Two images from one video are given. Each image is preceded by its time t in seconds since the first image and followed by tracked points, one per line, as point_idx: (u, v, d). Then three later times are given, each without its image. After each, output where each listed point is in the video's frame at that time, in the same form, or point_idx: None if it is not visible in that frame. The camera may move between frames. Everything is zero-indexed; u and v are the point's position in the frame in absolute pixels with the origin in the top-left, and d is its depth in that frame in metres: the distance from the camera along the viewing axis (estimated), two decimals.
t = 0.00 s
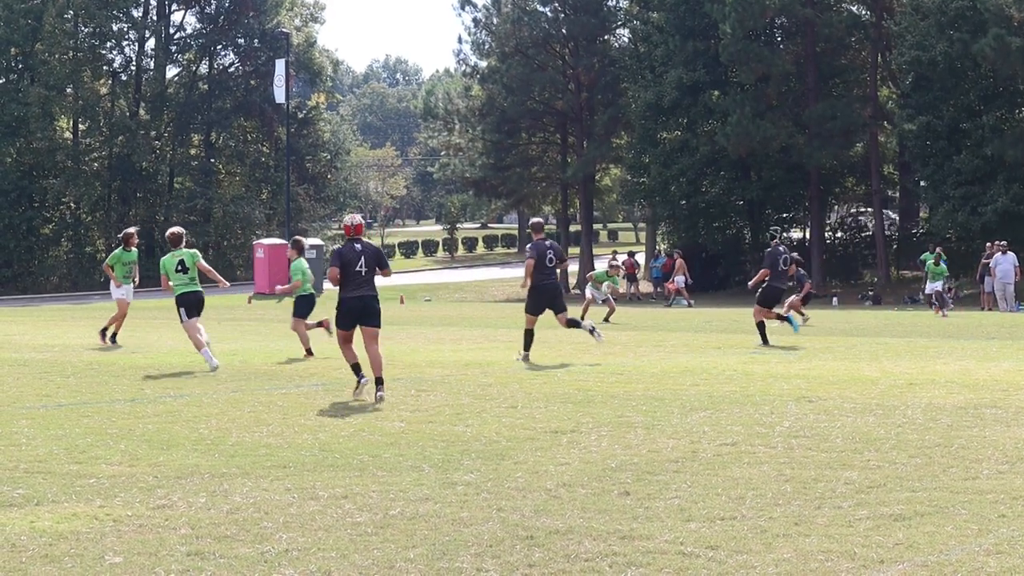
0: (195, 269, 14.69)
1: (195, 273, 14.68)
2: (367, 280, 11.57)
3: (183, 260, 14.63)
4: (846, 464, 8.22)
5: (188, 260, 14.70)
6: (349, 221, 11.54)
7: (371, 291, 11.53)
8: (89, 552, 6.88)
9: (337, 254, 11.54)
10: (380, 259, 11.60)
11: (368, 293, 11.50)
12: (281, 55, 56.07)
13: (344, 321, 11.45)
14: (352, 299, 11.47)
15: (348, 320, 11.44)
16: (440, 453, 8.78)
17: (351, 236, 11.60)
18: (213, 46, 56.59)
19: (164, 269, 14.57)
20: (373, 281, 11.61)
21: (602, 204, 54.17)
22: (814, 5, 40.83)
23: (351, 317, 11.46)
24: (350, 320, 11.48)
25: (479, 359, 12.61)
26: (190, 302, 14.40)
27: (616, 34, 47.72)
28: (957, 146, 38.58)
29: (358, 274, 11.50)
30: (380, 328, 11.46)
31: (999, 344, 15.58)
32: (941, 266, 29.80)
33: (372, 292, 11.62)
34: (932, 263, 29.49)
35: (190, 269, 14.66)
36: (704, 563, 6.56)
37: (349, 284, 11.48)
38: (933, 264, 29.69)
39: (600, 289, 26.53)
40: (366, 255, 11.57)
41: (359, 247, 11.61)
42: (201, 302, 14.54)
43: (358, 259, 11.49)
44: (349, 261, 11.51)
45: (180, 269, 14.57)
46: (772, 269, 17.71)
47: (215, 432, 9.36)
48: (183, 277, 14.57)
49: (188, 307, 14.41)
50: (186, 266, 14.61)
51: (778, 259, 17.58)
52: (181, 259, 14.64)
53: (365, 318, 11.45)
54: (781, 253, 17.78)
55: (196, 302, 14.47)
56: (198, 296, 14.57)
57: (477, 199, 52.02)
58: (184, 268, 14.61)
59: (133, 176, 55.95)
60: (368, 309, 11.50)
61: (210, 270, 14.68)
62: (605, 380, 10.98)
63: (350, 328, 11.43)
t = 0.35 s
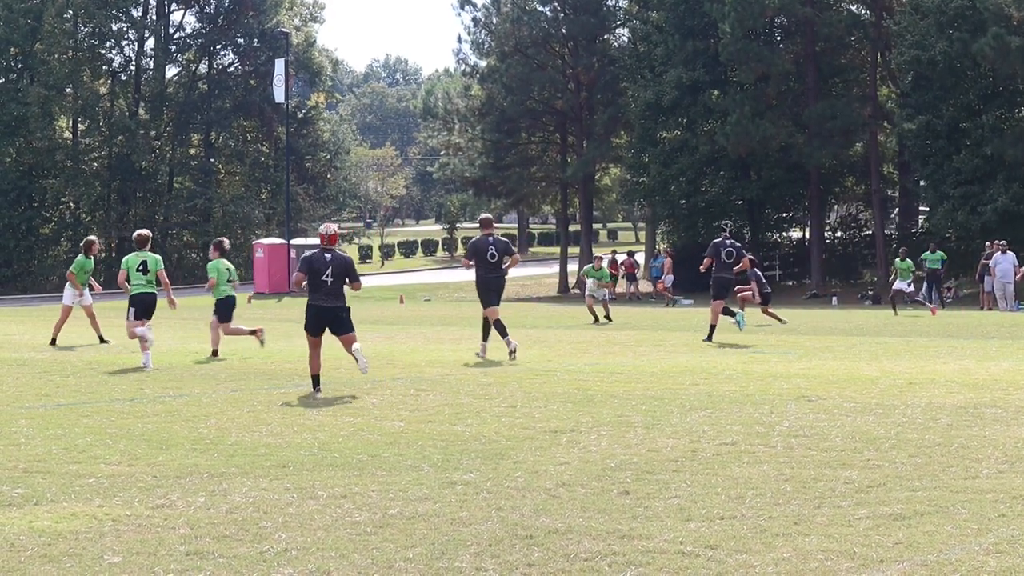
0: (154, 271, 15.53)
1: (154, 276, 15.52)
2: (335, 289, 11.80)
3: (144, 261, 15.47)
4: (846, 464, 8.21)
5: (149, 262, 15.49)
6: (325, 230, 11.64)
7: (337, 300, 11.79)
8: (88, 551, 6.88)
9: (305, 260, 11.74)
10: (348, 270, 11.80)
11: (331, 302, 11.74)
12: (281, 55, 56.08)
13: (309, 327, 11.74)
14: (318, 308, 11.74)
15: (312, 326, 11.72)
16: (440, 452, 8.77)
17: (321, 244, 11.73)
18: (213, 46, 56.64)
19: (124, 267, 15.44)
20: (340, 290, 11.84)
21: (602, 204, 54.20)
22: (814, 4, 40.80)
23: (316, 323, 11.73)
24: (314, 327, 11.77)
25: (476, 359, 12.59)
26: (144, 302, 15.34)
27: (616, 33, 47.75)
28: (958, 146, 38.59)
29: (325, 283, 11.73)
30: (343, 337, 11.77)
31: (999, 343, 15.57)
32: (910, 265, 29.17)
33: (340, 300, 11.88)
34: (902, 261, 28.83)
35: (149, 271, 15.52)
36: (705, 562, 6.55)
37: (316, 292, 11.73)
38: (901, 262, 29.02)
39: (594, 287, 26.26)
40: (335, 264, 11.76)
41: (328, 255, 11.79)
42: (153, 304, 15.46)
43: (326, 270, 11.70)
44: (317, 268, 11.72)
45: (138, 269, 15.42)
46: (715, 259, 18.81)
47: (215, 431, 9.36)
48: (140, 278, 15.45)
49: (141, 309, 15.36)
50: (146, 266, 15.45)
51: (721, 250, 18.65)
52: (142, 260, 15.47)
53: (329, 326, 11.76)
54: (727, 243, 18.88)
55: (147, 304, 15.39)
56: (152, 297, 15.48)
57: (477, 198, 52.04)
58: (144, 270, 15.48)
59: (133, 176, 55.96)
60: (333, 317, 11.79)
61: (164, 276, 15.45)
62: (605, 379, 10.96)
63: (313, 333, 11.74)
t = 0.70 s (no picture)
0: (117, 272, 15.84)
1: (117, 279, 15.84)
2: (314, 277, 11.73)
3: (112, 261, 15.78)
4: (846, 463, 8.21)
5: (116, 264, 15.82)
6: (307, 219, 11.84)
7: (312, 287, 11.69)
8: (89, 550, 6.88)
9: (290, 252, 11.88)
10: (325, 257, 11.70)
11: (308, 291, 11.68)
12: (280, 54, 56.05)
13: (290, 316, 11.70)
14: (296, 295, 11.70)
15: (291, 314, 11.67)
16: (440, 452, 8.77)
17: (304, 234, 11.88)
18: (211, 45, 56.64)
19: (90, 261, 15.71)
20: (320, 278, 11.75)
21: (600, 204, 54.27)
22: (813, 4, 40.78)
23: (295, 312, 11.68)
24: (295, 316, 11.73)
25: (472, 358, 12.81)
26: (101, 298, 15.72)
27: (615, 33, 47.84)
28: (957, 145, 38.68)
29: (305, 272, 11.74)
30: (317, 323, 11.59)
31: (998, 341, 15.58)
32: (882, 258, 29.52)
33: (322, 290, 11.75)
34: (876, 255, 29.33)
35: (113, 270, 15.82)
36: (706, 561, 6.55)
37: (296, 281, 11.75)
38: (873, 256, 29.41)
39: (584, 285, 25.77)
40: (315, 253, 11.75)
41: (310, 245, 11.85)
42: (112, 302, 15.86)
43: (301, 256, 11.71)
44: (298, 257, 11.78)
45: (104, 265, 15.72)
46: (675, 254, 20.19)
47: (214, 431, 9.35)
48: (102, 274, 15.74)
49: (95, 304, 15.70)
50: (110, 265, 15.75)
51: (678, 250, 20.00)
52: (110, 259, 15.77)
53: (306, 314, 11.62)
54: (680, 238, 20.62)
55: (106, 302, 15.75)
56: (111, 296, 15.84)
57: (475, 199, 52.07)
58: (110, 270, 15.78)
59: (132, 176, 55.88)
60: (309, 305, 11.65)
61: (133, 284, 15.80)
62: (604, 379, 10.94)
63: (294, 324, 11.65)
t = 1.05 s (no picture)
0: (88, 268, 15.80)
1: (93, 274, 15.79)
2: (305, 281, 12.71)
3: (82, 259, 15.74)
4: (848, 461, 8.21)
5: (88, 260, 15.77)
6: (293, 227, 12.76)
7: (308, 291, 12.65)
8: (92, 548, 6.97)
9: (277, 257, 12.66)
10: (317, 264, 12.75)
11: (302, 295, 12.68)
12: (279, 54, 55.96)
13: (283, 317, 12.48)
14: (291, 298, 12.57)
15: (286, 315, 12.51)
16: (443, 449, 8.77)
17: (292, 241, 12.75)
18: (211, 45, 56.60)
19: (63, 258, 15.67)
20: (309, 282, 12.77)
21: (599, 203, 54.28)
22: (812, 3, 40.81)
23: (288, 314, 12.55)
24: (285, 318, 12.57)
25: (480, 356, 12.75)
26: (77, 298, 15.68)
27: (614, 32, 47.82)
28: (956, 144, 38.79)
29: (296, 275, 12.62)
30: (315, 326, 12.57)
31: (999, 339, 15.62)
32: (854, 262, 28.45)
33: (310, 293, 12.77)
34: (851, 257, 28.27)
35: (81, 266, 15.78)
36: (710, 558, 6.55)
37: (289, 284, 12.58)
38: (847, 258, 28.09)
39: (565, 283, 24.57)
40: (305, 259, 12.72)
41: (297, 251, 12.74)
42: (94, 298, 15.84)
43: (296, 263, 12.62)
44: (288, 262, 12.62)
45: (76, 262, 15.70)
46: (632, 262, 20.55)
47: (215, 429, 9.36)
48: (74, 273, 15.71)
49: (72, 302, 15.69)
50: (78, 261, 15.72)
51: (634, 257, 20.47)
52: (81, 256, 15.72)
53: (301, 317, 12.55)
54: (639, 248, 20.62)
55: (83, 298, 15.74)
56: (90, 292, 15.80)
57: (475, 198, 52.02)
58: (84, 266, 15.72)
59: (132, 176, 55.82)
60: (305, 307, 12.65)
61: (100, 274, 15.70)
62: (606, 377, 10.93)
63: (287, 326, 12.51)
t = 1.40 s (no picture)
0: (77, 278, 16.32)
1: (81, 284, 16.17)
2: (283, 277, 12.98)
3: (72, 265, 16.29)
4: (853, 459, 8.21)
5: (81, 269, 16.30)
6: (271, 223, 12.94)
7: (287, 288, 12.95)
8: (96, 544, 7.14)
9: (255, 252, 12.85)
10: (295, 260, 13.03)
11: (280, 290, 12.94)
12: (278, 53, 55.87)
13: (264, 312, 12.77)
14: (271, 293, 12.83)
15: (266, 311, 12.79)
16: (445, 448, 8.80)
17: (269, 237, 12.96)
18: (211, 44, 56.61)
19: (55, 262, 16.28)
20: (287, 278, 13.04)
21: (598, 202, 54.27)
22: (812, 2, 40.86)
23: (267, 308, 12.84)
24: (264, 312, 12.85)
25: (488, 354, 12.73)
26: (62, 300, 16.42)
27: (614, 32, 47.78)
28: (957, 144, 38.84)
29: (275, 271, 12.87)
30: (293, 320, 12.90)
31: (1001, 338, 15.66)
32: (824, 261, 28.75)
33: (287, 287, 13.04)
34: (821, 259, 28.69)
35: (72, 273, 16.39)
36: (716, 556, 6.54)
37: (267, 281, 12.84)
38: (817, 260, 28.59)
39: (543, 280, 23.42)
40: (283, 255, 12.97)
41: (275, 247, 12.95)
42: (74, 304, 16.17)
43: (276, 260, 12.87)
44: (267, 259, 12.85)
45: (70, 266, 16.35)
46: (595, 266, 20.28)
47: (217, 429, 9.40)
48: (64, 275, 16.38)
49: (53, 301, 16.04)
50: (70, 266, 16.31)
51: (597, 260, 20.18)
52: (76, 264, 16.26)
53: (280, 311, 12.87)
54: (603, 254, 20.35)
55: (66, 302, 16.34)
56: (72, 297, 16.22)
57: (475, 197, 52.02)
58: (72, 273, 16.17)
59: (131, 175, 55.74)
60: (283, 302, 12.95)
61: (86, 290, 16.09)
62: (608, 376, 10.92)
63: (266, 320, 12.80)
